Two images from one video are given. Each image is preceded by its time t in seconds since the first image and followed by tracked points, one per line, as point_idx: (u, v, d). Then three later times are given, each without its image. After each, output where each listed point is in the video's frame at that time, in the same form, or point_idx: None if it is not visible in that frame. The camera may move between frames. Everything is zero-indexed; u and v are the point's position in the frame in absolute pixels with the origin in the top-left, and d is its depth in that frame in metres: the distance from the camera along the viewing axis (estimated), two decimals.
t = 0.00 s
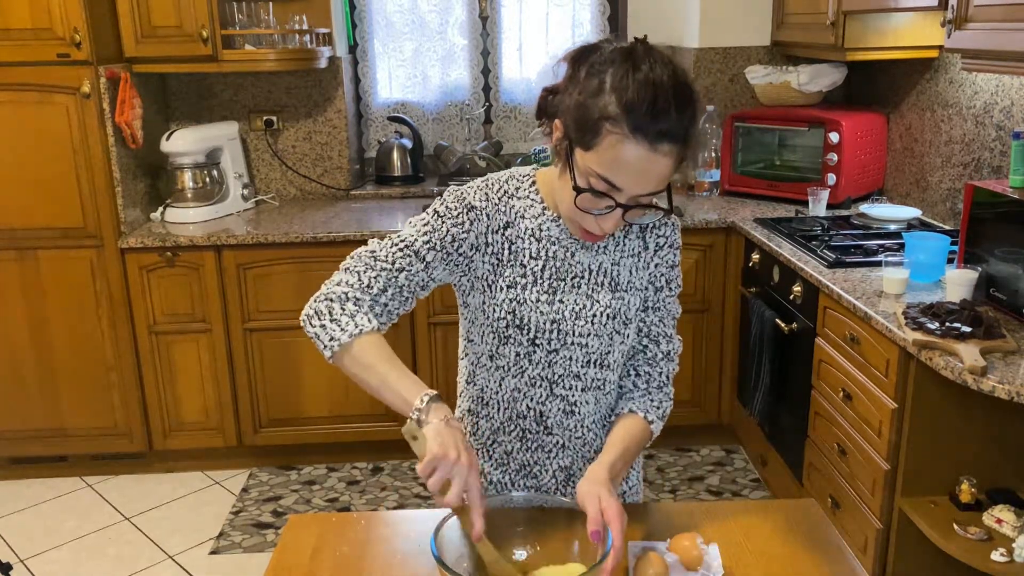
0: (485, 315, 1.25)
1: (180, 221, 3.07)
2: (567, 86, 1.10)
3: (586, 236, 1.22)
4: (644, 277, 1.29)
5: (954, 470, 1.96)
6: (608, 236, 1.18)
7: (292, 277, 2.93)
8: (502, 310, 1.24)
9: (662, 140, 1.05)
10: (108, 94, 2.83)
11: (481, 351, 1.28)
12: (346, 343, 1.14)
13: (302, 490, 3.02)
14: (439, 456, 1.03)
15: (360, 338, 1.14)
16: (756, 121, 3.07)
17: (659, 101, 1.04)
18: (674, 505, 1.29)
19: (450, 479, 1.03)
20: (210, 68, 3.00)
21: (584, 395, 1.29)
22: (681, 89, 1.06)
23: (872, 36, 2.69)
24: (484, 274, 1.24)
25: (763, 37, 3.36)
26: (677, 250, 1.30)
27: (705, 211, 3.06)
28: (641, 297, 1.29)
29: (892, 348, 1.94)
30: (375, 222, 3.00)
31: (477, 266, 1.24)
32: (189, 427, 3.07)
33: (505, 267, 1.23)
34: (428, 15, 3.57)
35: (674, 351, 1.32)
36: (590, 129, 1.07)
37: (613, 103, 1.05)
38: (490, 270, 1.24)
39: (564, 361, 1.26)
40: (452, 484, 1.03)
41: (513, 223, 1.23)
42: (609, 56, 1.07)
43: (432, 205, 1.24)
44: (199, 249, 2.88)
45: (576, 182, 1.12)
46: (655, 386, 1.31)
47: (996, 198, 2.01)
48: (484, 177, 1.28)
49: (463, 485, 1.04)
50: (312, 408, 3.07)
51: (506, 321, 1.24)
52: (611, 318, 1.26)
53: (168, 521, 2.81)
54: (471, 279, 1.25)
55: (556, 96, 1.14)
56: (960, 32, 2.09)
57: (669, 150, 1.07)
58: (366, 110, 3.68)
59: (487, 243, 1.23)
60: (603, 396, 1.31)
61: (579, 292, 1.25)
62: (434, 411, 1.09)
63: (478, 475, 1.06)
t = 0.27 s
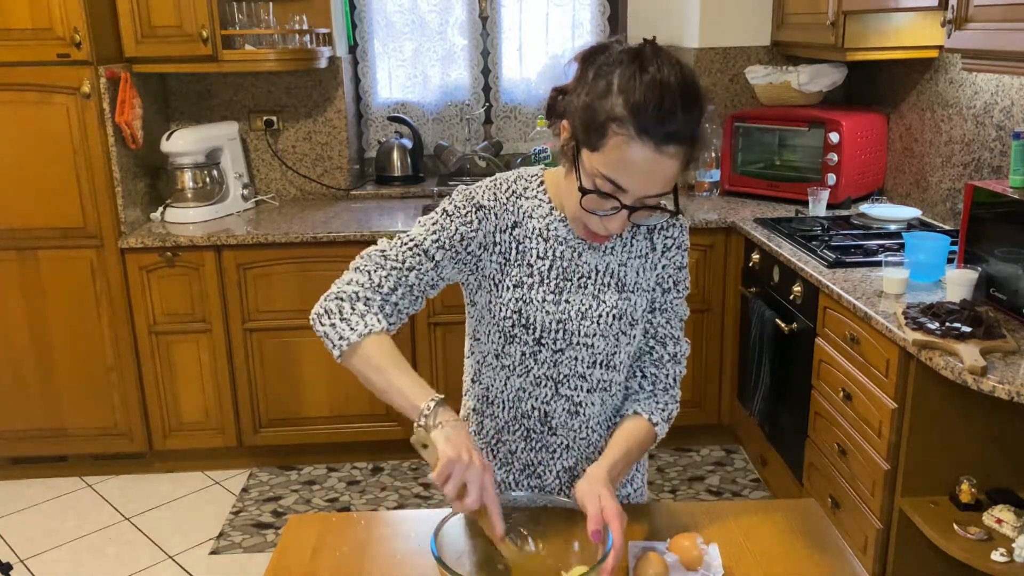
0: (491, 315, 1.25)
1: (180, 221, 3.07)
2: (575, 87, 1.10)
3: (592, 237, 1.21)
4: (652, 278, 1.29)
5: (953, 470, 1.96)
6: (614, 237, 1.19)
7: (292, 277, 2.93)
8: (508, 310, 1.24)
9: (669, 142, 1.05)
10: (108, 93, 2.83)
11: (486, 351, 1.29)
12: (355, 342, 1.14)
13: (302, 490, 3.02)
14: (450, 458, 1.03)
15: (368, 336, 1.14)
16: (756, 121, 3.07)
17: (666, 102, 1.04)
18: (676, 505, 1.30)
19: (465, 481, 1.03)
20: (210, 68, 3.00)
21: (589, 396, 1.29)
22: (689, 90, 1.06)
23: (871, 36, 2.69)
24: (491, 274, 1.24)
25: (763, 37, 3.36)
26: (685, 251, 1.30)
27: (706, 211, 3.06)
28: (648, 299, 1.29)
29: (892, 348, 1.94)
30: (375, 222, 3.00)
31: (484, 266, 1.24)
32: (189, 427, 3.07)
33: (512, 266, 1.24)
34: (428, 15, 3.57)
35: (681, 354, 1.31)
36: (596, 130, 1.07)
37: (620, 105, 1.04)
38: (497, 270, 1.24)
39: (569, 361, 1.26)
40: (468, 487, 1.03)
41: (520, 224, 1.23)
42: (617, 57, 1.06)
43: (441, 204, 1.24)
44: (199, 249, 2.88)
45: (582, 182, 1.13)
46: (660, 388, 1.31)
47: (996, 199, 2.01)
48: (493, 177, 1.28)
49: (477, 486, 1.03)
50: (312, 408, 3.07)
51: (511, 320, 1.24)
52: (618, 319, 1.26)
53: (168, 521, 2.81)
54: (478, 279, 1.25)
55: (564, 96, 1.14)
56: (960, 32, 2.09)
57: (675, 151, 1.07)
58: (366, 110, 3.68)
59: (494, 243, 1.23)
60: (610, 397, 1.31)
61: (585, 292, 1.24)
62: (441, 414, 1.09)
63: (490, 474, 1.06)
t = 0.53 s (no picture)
0: (497, 315, 1.25)
1: (180, 221, 3.07)
2: (584, 89, 1.09)
3: (596, 238, 1.22)
4: (658, 280, 1.29)
5: (953, 470, 1.96)
6: (621, 239, 1.20)
7: (292, 276, 2.93)
8: (514, 311, 1.24)
9: (680, 149, 1.05)
10: (108, 93, 2.83)
11: (491, 352, 1.29)
12: (360, 340, 1.12)
13: (302, 490, 3.02)
14: (461, 453, 1.01)
15: (376, 332, 1.13)
16: (756, 122, 3.07)
17: (678, 109, 1.03)
18: (676, 505, 1.30)
19: (474, 476, 1.02)
20: (210, 68, 3.00)
21: (595, 397, 1.29)
22: (700, 97, 1.05)
23: (870, 37, 2.69)
24: (496, 275, 1.24)
25: (763, 37, 3.36)
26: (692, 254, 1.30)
27: (706, 211, 3.06)
28: (653, 301, 1.29)
29: (893, 348, 1.94)
30: (375, 222, 3.00)
31: (490, 267, 1.24)
32: (189, 427, 3.07)
33: (518, 267, 1.23)
34: (428, 15, 3.57)
35: (685, 356, 1.32)
36: (607, 136, 1.06)
37: (632, 110, 1.04)
38: (503, 271, 1.24)
39: (575, 362, 1.26)
40: (477, 481, 1.02)
41: (526, 224, 1.23)
42: (629, 62, 1.06)
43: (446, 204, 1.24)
44: (198, 249, 2.88)
45: (591, 188, 1.13)
46: (664, 390, 1.31)
47: (996, 198, 2.01)
48: (499, 177, 1.28)
49: (488, 481, 1.03)
50: (313, 408, 3.07)
51: (517, 322, 1.24)
52: (623, 321, 1.26)
53: (168, 521, 2.81)
54: (484, 279, 1.25)
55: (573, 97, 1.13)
56: (960, 32, 2.09)
57: (686, 159, 1.06)
58: (366, 110, 3.68)
59: (500, 244, 1.23)
60: (614, 399, 1.31)
61: (591, 294, 1.24)
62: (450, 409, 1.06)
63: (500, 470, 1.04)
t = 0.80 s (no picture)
0: (502, 318, 1.25)
1: (180, 221, 3.07)
2: (595, 93, 1.09)
3: (601, 241, 1.22)
4: (662, 281, 1.29)
5: (953, 470, 1.96)
6: (626, 245, 1.20)
7: (291, 276, 2.93)
8: (519, 313, 1.24)
9: (690, 157, 1.04)
10: (108, 93, 2.83)
11: (496, 354, 1.29)
12: (360, 332, 1.13)
13: (302, 490, 3.02)
14: (462, 434, 1.01)
15: (375, 323, 1.14)
16: (756, 121, 3.07)
17: (690, 117, 1.03)
18: (676, 506, 1.30)
19: (472, 462, 1.01)
20: (210, 68, 3.00)
21: (600, 398, 1.29)
22: (712, 105, 1.05)
23: (870, 36, 2.69)
24: (501, 276, 1.24)
25: (763, 36, 3.36)
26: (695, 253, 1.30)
27: (706, 211, 3.06)
28: (657, 301, 1.29)
29: (893, 349, 1.94)
30: (375, 222, 3.00)
31: (495, 269, 1.24)
32: (189, 427, 3.07)
33: (523, 269, 1.23)
34: (428, 15, 3.57)
35: (688, 356, 1.32)
36: (617, 142, 1.06)
37: (643, 116, 1.04)
38: (508, 273, 1.24)
39: (581, 364, 1.26)
40: (475, 466, 1.02)
41: (531, 226, 1.23)
42: (642, 67, 1.05)
43: (449, 204, 1.24)
44: (198, 249, 2.88)
45: (599, 193, 1.13)
46: (667, 390, 1.31)
47: (996, 198, 2.01)
48: (502, 178, 1.28)
49: (485, 469, 1.02)
50: (313, 408, 3.07)
51: (523, 324, 1.24)
52: (628, 322, 1.26)
53: (168, 521, 2.81)
54: (488, 281, 1.25)
55: (581, 99, 1.13)
56: (960, 32, 2.09)
57: (697, 167, 1.06)
58: (366, 110, 3.68)
59: (504, 246, 1.23)
60: (619, 399, 1.32)
61: (597, 295, 1.24)
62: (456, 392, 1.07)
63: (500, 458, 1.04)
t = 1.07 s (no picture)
0: (506, 321, 1.25)
1: (180, 221, 3.07)
2: (600, 95, 1.09)
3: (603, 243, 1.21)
4: (664, 280, 1.29)
5: (953, 470, 1.96)
6: (630, 247, 1.20)
7: (291, 277, 2.93)
8: (523, 316, 1.24)
9: (697, 161, 1.05)
10: (108, 93, 2.83)
11: (500, 357, 1.29)
12: (357, 330, 1.13)
13: (302, 490, 3.02)
14: (453, 428, 1.02)
15: (372, 321, 1.14)
16: (756, 121, 3.07)
17: (697, 121, 1.03)
18: (677, 506, 1.30)
19: (461, 457, 1.03)
20: (210, 68, 3.00)
21: (604, 399, 1.29)
22: (718, 108, 1.05)
23: (870, 37, 2.69)
24: (504, 279, 1.24)
25: (763, 36, 3.36)
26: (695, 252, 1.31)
27: (706, 211, 3.06)
28: (660, 301, 1.30)
29: (893, 349, 1.94)
30: (375, 222, 3.00)
31: (498, 272, 1.23)
32: (189, 427, 3.07)
33: (526, 272, 1.23)
34: (428, 15, 3.57)
35: (690, 355, 1.33)
36: (624, 145, 1.06)
37: (650, 120, 1.04)
38: (511, 276, 1.23)
39: (586, 366, 1.26)
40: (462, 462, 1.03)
41: (533, 228, 1.23)
42: (648, 70, 1.05)
43: (449, 206, 1.23)
44: (198, 248, 2.88)
45: (605, 196, 1.13)
46: (670, 389, 1.32)
47: (996, 198, 2.01)
48: (502, 180, 1.28)
49: (472, 464, 1.03)
50: (313, 408, 3.07)
51: (528, 327, 1.24)
52: (632, 322, 1.27)
53: (168, 521, 2.81)
54: (491, 285, 1.25)
55: (584, 100, 1.13)
56: (960, 32, 2.09)
57: (703, 171, 1.06)
58: (366, 110, 3.68)
59: (506, 249, 1.23)
60: (623, 400, 1.32)
61: (600, 297, 1.24)
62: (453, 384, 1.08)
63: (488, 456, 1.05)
